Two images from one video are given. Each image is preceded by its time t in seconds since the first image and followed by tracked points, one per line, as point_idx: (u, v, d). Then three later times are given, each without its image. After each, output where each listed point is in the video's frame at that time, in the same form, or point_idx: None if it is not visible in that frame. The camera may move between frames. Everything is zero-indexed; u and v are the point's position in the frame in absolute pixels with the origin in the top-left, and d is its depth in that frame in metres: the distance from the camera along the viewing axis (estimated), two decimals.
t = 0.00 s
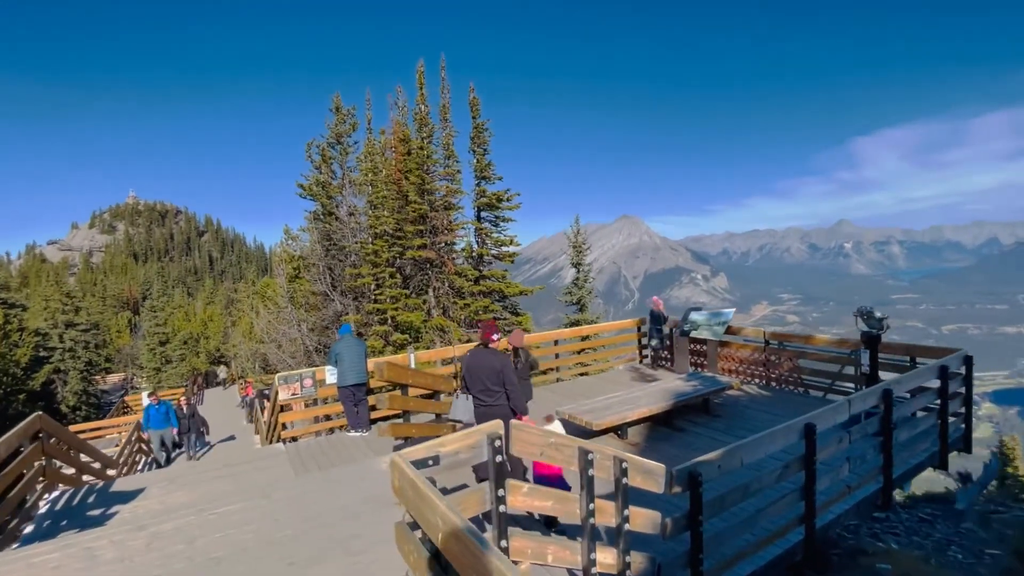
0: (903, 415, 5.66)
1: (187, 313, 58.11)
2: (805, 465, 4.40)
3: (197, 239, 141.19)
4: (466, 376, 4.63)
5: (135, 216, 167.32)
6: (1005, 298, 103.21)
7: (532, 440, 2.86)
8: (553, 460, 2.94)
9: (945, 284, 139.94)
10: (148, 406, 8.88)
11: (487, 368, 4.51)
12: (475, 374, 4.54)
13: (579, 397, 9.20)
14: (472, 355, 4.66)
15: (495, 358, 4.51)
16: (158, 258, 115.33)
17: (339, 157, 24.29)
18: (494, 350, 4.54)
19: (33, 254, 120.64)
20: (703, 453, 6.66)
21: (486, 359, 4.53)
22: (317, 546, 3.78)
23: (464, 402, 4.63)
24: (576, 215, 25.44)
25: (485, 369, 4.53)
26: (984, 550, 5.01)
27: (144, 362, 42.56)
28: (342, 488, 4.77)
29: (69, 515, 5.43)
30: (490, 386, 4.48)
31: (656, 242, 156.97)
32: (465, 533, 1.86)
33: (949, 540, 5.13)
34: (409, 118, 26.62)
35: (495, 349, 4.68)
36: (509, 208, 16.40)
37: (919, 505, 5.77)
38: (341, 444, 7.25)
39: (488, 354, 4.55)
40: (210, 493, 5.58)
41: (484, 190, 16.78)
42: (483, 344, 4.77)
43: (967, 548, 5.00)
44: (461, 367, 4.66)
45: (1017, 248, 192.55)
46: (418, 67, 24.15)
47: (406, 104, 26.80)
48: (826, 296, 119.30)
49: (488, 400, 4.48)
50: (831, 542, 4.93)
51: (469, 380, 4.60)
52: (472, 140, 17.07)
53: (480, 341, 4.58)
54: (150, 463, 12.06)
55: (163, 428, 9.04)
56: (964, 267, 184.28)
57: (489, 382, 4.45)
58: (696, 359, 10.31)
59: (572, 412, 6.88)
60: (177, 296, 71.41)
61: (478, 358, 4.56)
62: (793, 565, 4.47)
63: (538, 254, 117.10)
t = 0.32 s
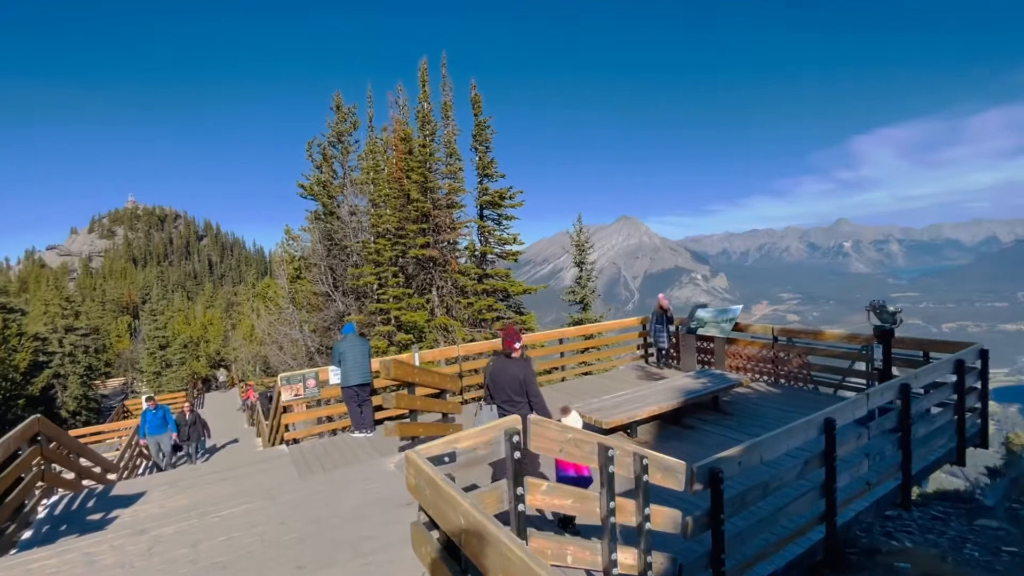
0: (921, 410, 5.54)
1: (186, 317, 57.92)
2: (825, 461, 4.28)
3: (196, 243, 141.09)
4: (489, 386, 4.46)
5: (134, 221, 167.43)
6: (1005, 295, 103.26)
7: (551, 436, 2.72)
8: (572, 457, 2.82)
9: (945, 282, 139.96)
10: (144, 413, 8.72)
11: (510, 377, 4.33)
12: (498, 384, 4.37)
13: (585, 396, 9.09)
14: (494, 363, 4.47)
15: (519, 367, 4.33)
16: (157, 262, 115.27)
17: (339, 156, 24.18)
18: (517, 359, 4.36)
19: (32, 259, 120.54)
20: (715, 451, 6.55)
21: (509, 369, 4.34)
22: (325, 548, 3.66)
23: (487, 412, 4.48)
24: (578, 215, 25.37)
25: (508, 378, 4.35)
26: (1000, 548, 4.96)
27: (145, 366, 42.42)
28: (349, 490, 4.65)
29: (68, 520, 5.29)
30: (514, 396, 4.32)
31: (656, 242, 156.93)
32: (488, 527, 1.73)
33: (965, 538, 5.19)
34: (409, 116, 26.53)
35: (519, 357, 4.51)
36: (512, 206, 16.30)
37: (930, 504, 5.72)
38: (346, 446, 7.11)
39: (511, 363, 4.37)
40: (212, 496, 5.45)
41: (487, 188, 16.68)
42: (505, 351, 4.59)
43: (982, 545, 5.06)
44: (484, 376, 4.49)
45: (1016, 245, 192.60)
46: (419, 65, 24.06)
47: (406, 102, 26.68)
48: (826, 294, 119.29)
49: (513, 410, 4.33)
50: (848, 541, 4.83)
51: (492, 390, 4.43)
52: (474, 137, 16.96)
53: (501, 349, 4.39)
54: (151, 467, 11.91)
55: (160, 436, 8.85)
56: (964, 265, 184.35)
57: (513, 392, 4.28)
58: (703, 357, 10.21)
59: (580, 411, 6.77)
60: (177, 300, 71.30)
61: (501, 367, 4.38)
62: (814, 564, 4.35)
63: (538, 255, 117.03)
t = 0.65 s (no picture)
0: (938, 405, 5.41)
1: (184, 320, 57.59)
2: (845, 456, 4.15)
3: (193, 246, 140.60)
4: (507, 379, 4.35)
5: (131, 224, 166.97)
6: (1003, 293, 103.48)
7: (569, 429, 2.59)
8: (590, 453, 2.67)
9: (943, 280, 140.20)
10: (138, 420, 8.51)
11: (528, 371, 4.19)
12: (516, 378, 4.25)
13: (590, 394, 8.95)
14: (514, 356, 4.35)
15: (537, 361, 4.18)
16: (155, 265, 114.91)
17: (338, 153, 24.00)
18: (536, 353, 4.20)
19: (29, 263, 119.99)
20: (725, 448, 6.42)
21: (527, 363, 4.20)
22: (329, 551, 3.50)
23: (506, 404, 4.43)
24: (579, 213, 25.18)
25: (526, 371, 4.22)
26: (1013, 545, 4.86)
27: (142, 369, 42.09)
28: (353, 490, 4.50)
29: (61, 525, 5.12)
30: (532, 391, 4.19)
31: (654, 242, 156.96)
32: (508, 517, 1.58)
33: (978, 535, 5.07)
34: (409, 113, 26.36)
35: (538, 350, 4.36)
36: (513, 203, 16.16)
37: (946, 499, 5.61)
38: (348, 446, 6.95)
39: (530, 356, 4.22)
40: (211, 498, 5.29)
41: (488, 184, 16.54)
42: (524, 345, 4.45)
43: (996, 542, 4.94)
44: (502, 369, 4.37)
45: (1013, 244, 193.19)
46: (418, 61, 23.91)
47: (405, 100, 26.52)
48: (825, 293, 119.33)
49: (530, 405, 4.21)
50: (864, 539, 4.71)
51: (509, 383, 4.32)
52: (475, 133, 16.82)
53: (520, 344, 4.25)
54: (149, 470, 11.71)
55: (155, 445, 8.61)
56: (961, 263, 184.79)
57: (531, 387, 4.15)
58: (709, 354, 10.08)
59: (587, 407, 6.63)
60: (174, 303, 70.95)
61: (519, 360, 4.25)
62: (833, 563, 4.22)
63: (537, 255, 116.81)
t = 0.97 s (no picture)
0: (947, 400, 5.28)
1: (175, 321, 56.88)
2: (858, 452, 4.01)
3: (185, 247, 139.36)
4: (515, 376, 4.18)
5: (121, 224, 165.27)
6: (992, 292, 104.51)
7: (581, 425, 2.42)
8: (602, 450, 2.51)
9: (934, 279, 141.44)
10: (124, 425, 8.24)
11: (539, 367, 4.04)
12: (524, 374, 4.09)
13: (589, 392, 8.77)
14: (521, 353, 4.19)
15: (548, 357, 4.02)
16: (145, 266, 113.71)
17: (332, 149, 23.71)
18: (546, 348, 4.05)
19: (16, 264, 118.42)
20: (728, 445, 6.27)
21: (536, 359, 4.04)
22: (320, 556, 3.31)
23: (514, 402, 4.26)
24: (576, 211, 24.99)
25: (536, 367, 4.07)
26: (1019, 542, 4.74)
27: (132, 371, 41.52)
28: (346, 491, 4.31)
29: (41, 530, 4.88)
30: (542, 387, 4.03)
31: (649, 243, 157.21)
32: (524, 519, 1.39)
33: (981, 532, 4.95)
34: (403, 109, 26.10)
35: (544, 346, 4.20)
36: (510, 198, 15.98)
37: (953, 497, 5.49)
38: (341, 446, 6.73)
39: (540, 352, 4.06)
40: (198, 501, 5.08)
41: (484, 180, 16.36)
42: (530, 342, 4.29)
43: (1000, 539, 4.81)
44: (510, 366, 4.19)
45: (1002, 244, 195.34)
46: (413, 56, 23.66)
47: (400, 95, 26.28)
48: (818, 293, 119.97)
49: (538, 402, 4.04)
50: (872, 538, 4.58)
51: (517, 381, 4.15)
52: (470, 128, 16.65)
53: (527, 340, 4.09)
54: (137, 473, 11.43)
55: (142, 450, 8.36)
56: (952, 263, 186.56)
57: (543, 385, 3.98)
58: (708, 351, 9.94)
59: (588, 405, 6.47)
60: (165, 304, 70.15)
61: (528, 356, 4.09)
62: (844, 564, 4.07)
63: (531, 256, 116.65)
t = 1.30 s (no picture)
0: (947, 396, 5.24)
1: (161, 321, 56.07)
2: (863, 448, 3.94)
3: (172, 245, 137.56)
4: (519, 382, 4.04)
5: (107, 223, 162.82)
6: (977, 293, 106.15)
7: (589, 418, 2.30)
8: (611, 445, 2.40)
9: (920, 281, 143.47)
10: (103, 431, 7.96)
11: (544, 370, 3.93)
12: (530, 378, 3.95)
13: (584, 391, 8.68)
14: (523, 358, 4.06)
15: (552, 359, 3.91)
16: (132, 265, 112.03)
17: (324, 143, 23.42)
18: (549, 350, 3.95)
19: None
20: (727, 443, 6.20)
21: (541, 361, 3.93)
22: (312, 558, 3.16)
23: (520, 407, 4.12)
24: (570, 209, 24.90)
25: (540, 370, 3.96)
26: (1014, 539, 4.72)
27: (117, 371, 40.79)
28: (339, 491, 4.16)
29: (18, 532, 4.67)
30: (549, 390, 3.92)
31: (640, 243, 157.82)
32: (537, 511, 1.26)
33: (976, 529, 4.92)
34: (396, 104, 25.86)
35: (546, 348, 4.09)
36: (504, 194, 15.85)
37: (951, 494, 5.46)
38: (334, 445, 6.57)
39: (544, 354, 3.96)
40: (184, 502, 4.89)
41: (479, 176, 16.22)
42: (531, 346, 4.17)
43: (995, 536, 4.78)
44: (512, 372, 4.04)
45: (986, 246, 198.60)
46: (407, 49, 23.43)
47: (393, 90, 26.05)
48: (807, 294, 121.14)
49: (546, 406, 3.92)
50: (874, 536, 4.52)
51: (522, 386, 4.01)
52: (465, 123, 16.50)
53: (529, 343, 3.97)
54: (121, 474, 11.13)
55: (122, 456, 8.07)
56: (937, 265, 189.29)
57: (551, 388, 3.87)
58: (704, 349, 9.91)
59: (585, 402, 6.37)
60: (152, 302, 69.12)
61: (531, 359, 3.97)
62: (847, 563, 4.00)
63: (523, 256, 116.53)
